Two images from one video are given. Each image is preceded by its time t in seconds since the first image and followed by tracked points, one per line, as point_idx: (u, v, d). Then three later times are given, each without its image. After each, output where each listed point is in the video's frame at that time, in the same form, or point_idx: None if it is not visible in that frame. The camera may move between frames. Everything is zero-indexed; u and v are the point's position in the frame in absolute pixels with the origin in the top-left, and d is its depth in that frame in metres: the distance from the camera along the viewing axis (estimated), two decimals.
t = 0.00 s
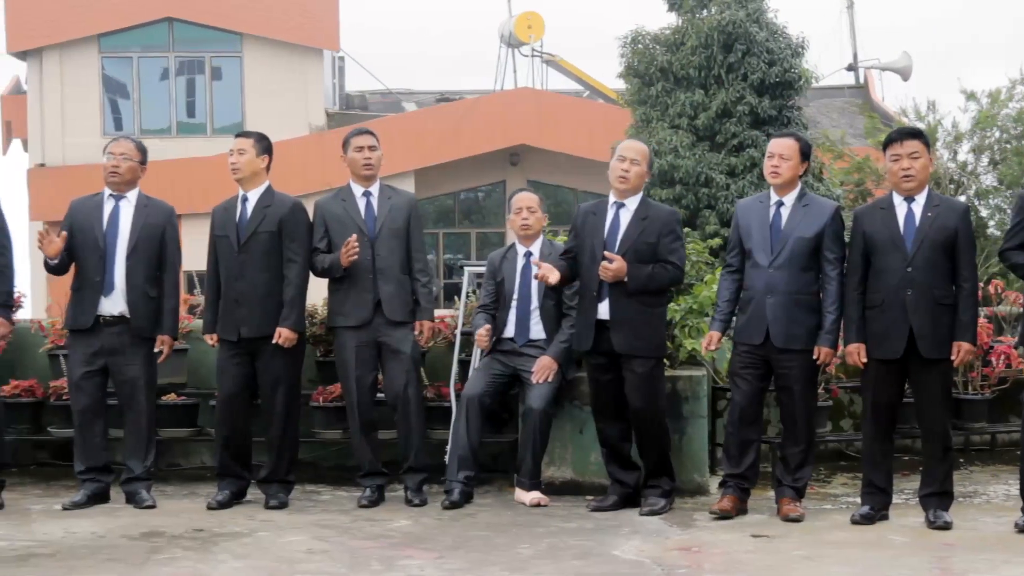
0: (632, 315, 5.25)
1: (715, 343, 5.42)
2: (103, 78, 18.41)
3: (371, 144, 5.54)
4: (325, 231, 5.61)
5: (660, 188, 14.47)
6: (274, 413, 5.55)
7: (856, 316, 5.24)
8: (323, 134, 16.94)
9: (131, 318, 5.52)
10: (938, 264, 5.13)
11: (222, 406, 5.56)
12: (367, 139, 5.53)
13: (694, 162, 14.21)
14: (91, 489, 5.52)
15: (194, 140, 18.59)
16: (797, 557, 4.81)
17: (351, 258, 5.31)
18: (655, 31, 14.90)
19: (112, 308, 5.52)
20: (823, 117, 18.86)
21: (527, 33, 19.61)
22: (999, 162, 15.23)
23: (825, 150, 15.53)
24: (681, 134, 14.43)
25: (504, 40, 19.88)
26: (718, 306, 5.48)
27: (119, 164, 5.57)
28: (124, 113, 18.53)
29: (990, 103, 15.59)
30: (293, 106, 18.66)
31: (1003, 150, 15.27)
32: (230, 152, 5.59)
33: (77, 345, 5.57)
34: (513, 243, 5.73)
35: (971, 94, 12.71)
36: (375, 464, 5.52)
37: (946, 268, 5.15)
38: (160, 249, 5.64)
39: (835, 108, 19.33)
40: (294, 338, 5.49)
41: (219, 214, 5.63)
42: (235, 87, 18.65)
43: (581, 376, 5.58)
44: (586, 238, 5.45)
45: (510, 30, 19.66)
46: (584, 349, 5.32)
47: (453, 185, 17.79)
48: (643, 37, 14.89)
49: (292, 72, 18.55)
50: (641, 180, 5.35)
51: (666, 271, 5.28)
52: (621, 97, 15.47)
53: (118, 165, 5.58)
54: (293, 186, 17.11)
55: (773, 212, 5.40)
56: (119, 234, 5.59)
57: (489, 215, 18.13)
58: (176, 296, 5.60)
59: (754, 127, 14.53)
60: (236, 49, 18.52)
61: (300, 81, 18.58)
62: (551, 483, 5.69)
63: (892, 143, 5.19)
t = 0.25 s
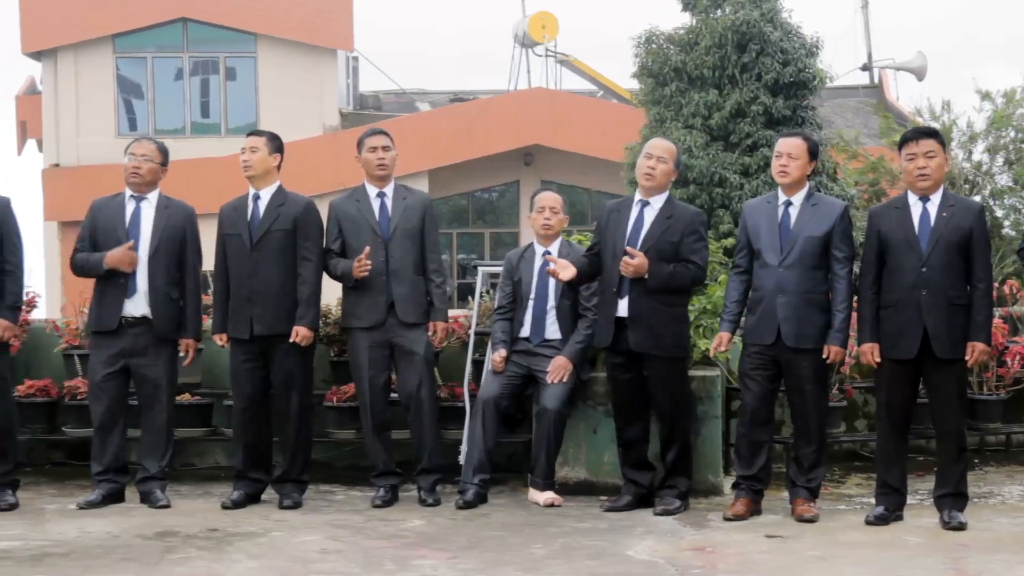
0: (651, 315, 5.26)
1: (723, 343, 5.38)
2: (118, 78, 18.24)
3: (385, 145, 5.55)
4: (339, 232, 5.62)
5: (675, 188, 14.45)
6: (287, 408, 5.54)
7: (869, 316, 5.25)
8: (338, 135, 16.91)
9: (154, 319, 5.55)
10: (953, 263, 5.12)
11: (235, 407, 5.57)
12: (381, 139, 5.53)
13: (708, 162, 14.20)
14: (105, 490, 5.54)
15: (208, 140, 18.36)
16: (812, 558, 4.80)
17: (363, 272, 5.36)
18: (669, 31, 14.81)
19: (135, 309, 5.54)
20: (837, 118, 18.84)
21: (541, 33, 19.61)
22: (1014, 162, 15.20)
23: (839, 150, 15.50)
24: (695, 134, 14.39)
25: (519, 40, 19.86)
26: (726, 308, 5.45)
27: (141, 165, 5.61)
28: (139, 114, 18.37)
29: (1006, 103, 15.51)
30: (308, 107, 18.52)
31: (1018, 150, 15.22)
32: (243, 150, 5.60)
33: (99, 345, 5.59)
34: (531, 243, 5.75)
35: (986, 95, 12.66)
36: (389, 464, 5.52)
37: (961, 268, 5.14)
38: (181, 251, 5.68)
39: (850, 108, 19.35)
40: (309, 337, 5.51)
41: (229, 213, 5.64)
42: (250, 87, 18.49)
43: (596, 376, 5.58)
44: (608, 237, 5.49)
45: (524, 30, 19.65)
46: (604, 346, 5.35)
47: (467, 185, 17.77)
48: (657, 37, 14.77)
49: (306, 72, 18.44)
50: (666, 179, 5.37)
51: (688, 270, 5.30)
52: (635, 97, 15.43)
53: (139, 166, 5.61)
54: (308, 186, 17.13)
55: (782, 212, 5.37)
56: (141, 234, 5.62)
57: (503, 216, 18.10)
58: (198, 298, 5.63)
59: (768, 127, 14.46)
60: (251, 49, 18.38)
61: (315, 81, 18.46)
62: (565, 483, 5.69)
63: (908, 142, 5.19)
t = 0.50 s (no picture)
0: (671, 315, 5.28)
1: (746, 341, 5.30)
2: (132, 79, 18.07)
3: (400, 145, 5.54)
4: (353, 232, 5.60)
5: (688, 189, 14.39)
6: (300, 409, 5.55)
7: (882, 316, 5.25)
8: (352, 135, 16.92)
9: (175, 320, 5.58)
10: (967, 263, 5.11)
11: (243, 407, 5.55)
12: (396, 140, 5.53)
13: (722, 162, 14.03)
14: (119, 490, 5.55)
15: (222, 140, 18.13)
16: (826, 558, 4.78)
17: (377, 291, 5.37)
18: (683, 31, 14.76)
19: (156, 309, 5.56)
20: (851, 118, 18.82)
21: (555, 33, 19.61)
22: None
23: (852, 150, 15.49)
24: (709, 134, 14.26)
25: (532, 40, 19.85)
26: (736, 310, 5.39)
27: (155, 165, 5.60)
28: (153, 114, 18.21)
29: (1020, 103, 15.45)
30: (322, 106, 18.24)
31: None
32: (252, 149, 5.61)
33: (118, 345, 5.59)
34: (547, 243, 5.74)
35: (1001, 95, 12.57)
36: (402, 464, 5.53)
37: (974, 268, 5.13)
38: (198, 250, 5.71)
39: (863, 108, 19.37)
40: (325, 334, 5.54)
41: (236, 213, 5.62)
42: (263, 87, 18.27)
43: (610, 376, 5.58)
44: (633, 237, 5.51)
45: (538, 31, 19.64)
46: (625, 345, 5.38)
47: (480, 185, 17.73)
48: (671, 37, 14.76)
49: (319, 70, 18.14)
50: (688, 179, 5.38)
51: (709, 271, 5.32)
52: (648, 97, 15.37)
53: (154, 166, 5.61)
54: (320, 185, 17.12)
55: (788, 212, 5.34)
56: (159, 234, 5.63)
57: (516, 215, 18.07)
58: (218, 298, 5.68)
59: (782, 128, 14.24)
60: (264, 49, 18.17)
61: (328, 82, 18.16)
62: (579, 484, 5.69)
63: (922, 141, 5.19)
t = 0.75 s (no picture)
0: (688, 317, 5.30)
1: (777, 326, 5.18)
2: (146, 79, 18.07)
3: (414, 146, 5.54)
4: (367, 231, 5.59)
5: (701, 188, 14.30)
6: (310, 408, 5.52)
7: (895, 316, 5.23)
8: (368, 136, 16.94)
9: (190, 319, 5.58)
10: (979, 263, 5.10)
11: (253, 407, 5.53)
12: (410, 141, 5.52)
13: (736, 162, 14.00)
14: (132, 488, 5.58)
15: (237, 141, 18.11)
16: (839, 559, 4.77)
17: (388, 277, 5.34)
18: (697, 31, 14.80)
19: (170, 309, 5.57)
20: (865, 117, 18.83)
21: (568, 33, 19.61)
22: None
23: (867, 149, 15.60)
24: (722, 134, 14.24)
25: (546, 41, 19.86)
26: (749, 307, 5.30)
27: (167, 164, 5.62)
28: (167, 114, 18.20)
29: None
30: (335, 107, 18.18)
31: None
32: (259, 152, 5.58)
33: (132, 345, 5.59)
34: (560, 243, 5.73)
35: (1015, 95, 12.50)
36: (416, 464, 5.53)
37: (986, 269, 5.13)
38: (212, 249, 5.71)
39: (877, 107, 19.39)
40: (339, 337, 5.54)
41: (245, 215, 5.58)
42: (278, 88, 18.22)
43: (624, 376, 5.59)
44: (653, 237, 5.53)
45: (551, 31, 19.65)
46: (643, 346, 5.40)
47: (494, 184, 17.76)
48: (685, 36, 14.78)
49: (332, 71, 18.09)
50: (705, 181, 5.42)
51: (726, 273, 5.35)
52: (661, 97, 15.35)
53: (166, 165, 5.63)
54: (330, 186, 17.16)
55: (798, 211, 5.30)
56: (173, 234, 5.65)
57: (529, 216, 18.08)
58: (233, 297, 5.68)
59: (795, 127, 14.15)
60: (278, 49, 18.10)
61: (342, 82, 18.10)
62: (592, 483, 5.71)
63: (934, 141, 5.17)
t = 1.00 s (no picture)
0: (703, 316, 5.30)
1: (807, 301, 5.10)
2: (160, 79, 18.10)
3: (430, 145, 5.52)
4: (383, 231, 5.59)
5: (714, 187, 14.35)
6: (326, 407, 5.53)
7: (907, 316, 5.22)
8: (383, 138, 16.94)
9: (196, 319, 5.58)
10: (991, 263, 5.10)
11: (265, 408, 5.51)
12: (427, 140, 5.51)
13: (749, 162, 14.01)
14: (147, 489, 5.59)
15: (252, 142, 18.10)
16: (853, 559, 4.76)
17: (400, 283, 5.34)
18: (711, 31, 14.74)
19: (175, 308, 5.57)
20: (879, 117, 18.83)
21: (582, 33, 19.60)
22: None
23: (881, 149, 15.70)
24: (736, 134, 14.26)
25: (559, 41, 19.86)
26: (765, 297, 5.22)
27: (172, 163, 5.64)
28: (182, 114, 18.24)
29: None
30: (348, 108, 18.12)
31: None
32: (269, 151, 5.56)
33: (140, 345, 5.61)
34: (570, 244, 5.73)
35: None
36: (430, 464, 5.54)
37: (999, 269, 5.12)
38: (218, 248, 5.71)
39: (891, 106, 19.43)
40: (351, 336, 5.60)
41: (255, 216, 5.57)
42: (292, 88, 18.21)
43: (637, 376, 5.60)
44: (667, 237, 5.54)
45: (565, 31, 19.65)
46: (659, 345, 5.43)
47: (507, 185, 17.73)
48: (699, 36, 14.74)
49: (346, 74, 18.06)
50: (719, 181, 5.40)
51: (739, 271, 5.34)
52: (676, 96, 15.35)
53: (170, 165, 5.64)
54: (340, 189, 17.15)
55: (811, 211, 5.29)
56: (178, 234, 5.65)
57: (544, 216, 18.07)
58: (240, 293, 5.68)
59: (809, 127, 14.13)
60: (292, 49, 18.10)
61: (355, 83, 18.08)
62: (606, 484, 5.71)
63: (946, 141, 5.16)
